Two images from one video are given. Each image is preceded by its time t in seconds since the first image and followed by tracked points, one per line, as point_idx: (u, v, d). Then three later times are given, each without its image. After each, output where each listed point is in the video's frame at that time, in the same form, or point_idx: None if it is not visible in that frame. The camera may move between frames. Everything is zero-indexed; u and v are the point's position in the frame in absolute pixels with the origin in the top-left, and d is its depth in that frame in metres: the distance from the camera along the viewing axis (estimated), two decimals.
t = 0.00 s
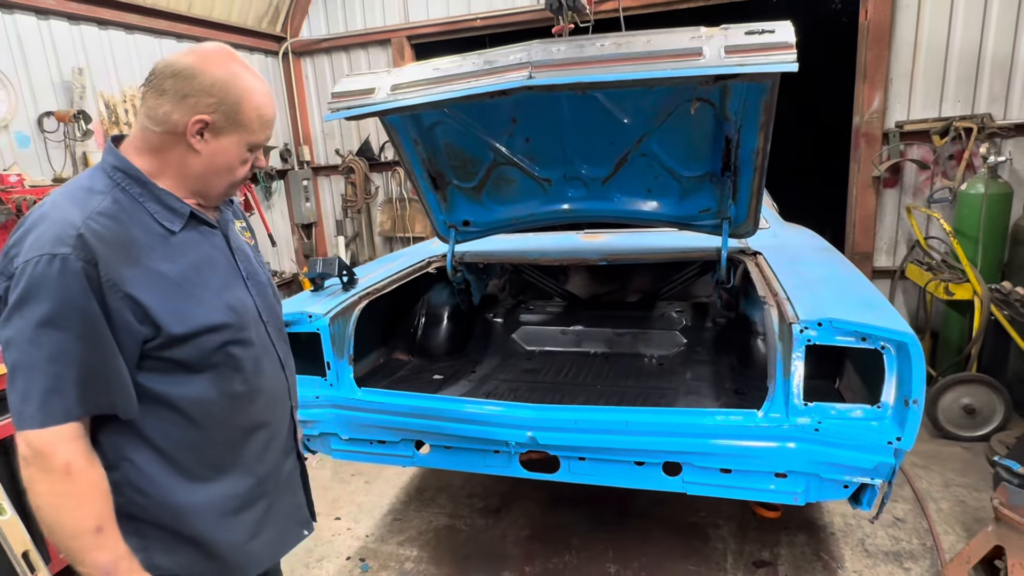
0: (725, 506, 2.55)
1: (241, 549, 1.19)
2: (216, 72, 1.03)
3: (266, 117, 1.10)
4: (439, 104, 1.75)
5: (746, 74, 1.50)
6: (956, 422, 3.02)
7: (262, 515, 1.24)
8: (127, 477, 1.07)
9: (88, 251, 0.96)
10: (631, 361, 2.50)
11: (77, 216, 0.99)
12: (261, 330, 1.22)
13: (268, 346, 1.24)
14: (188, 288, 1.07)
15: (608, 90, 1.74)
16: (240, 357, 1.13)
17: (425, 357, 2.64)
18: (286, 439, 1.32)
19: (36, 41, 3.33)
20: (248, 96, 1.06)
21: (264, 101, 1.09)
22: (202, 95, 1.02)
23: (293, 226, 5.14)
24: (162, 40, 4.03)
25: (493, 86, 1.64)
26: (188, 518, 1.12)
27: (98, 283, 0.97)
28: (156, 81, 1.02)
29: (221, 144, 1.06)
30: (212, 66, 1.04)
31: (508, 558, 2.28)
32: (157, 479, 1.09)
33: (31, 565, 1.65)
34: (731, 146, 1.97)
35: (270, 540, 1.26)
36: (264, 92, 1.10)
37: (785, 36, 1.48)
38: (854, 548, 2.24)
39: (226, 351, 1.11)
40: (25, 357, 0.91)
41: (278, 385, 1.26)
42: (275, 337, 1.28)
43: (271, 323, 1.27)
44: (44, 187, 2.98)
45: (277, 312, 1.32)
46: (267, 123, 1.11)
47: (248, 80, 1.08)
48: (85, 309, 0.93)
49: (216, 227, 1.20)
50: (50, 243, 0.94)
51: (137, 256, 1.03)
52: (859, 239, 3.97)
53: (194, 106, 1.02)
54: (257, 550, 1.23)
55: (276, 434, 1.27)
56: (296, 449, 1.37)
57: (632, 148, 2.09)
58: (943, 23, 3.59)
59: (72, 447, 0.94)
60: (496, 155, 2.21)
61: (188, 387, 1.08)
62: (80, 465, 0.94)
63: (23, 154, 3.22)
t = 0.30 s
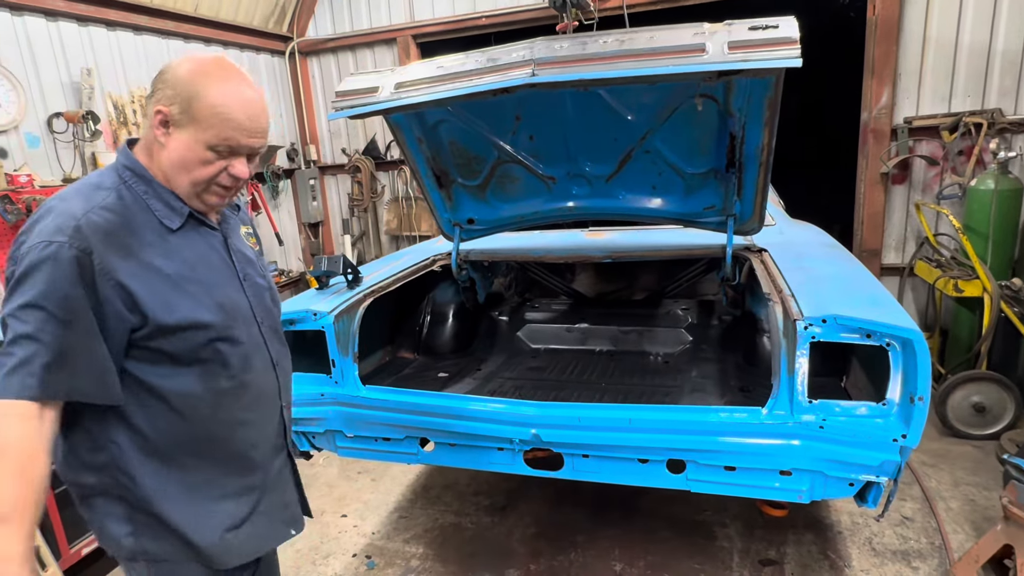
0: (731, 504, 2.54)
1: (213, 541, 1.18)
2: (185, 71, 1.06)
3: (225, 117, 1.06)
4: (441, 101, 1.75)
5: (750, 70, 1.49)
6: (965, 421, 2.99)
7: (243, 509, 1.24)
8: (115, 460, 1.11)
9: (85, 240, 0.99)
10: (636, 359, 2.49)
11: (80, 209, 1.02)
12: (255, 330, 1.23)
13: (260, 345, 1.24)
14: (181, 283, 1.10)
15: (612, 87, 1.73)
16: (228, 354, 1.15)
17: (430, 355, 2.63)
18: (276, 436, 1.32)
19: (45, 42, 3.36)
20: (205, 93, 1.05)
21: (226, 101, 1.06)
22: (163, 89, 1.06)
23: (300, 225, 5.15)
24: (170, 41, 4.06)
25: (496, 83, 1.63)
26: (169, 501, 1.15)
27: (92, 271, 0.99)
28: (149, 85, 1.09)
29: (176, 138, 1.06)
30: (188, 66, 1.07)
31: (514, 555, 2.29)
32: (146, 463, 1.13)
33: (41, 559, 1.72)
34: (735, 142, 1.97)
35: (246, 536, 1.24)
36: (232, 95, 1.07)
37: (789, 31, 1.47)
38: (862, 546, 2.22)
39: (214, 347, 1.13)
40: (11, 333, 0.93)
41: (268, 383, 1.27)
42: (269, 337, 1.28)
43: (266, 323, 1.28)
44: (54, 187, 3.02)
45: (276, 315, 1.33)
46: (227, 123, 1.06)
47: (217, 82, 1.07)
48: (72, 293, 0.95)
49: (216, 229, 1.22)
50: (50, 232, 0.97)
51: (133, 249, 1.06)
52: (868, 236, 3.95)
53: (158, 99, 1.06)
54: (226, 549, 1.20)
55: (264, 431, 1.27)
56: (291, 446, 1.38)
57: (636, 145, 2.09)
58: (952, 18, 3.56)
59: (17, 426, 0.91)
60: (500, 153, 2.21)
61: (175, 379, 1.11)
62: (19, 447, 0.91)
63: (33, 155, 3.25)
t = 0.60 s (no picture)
0: (740, 503, 2.53)
1: (215, 522, 1.21)
2: (202, 82, 1.07)
3: (254, 121, 1.11)
4: (448, 101, 1.75)
5: (757, 67, 1.48)
6: (976, 420, 2.97)
7: (248, 492, 1.26)
8: (125, 452, 1.13)
9: (85, 237, 1.00)
10: (643, 358, 2.49)
11: (81, 206, 1.03)
12: (257, 323, 1.24)
13: (262, 338, 1.24)
14: (181, 278, 1.10)
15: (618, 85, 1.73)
16: (232, 346, 1.16)
17: (437, 354, 2.63)
18: (291, 429, 1.33)
19: (55, 44, 3.39)
20: (232, 102, 1.08)
21: (251, 106, 1.10)
22: (185, 103, 1.06)
23: (308, 225, 5.17)
24: (178, 43, 4.09)
25: (502, 82, 1.64)
26: (173, 491, 1.17)
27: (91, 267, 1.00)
28: (156, 95, 1.08)
29: (207, 150, 1.09)
30: (200, 75, 1.08)
31: (521, 555, 2.29)
32: (153, 453, 1.15)
33: (54, 558, 1.62)
34: (743, 140, 1.96)
35: (247, 515, 1.27)
36: (254, 97, 1.12)
37: (796, 28, 1.46)
38: (871, 546, 2.21)
39: (217, 341, 1.14)
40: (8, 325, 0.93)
41: (272, 377, 1.27)
42: (272, 331, 1.28)
43: (269, 317, 1.28)
44: (65, 189, 3.05)
45: (280, 312, 1.34)
46: (256, 128, 1.12)
47: (236, 87, 1.10)
48: (66, 285, 0.96)
49: (217, 225, 1.22)
50: (51, 230, 0.98)
51: (133, 245, 1.07)
52: (877, 234, 3.92)
53: (179, 114, 1.06)
54: (231, 524, 1.24)
55: (274, 421, 1.27)
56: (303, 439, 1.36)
57: (642, 143, 2.08)
58: (962, 14, 3.53)
59: (12, 411, 0.90)
60: (507, 152, 2.21)
61: (181, 369, 1.13)
62: (15, 430, 0.90)
63: (44, 156, 3.29)
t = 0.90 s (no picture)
0: (744, 502, 2.52)
1: (224, 511, 1.22)
2: (217, 85, 1.07)
3: (266, 122, 1.13)
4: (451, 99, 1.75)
5: (760, 64, 1.48)
6: (982, 418, 2.95)
7: (255, 483, 1.27)
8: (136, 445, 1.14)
9: (100, 241, 1.01)
10: (646, 357, 2.48)
11: (92, 210, 1.04)
12: (262, 319, 1.24)
13: (267, 333, 1.25)
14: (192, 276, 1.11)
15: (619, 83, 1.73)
16: (238, 340, 1.17)
17: (441, 353, 2.63)
18: (295, 421, 1.34)
19: (60, 44, 3.41)
20: (247, 104, 1.09)
21: (263, 107, 1.12)
22: (202, 106, 1.06)
23: (311, 225, 5.18)
24: (182, 43, 4.10)
25: (503, 80, 1.64)
26: (184, 481, 1.18)
27: (108, 271, 1.02)
28: (165, 97, 1.06)
29: (223, 151, 1.10)
30: (213, 77, 1.07)
31: (525, 553, 2.29)
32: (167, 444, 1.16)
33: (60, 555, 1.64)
34: (746, 137, 1.95)
35: (255, 506, 1.27)
36: (264, 98, 1.14)
37: (799, 24, 1.46)
38: (876, 546, 2.20)
39: (223, 334, 1.15)
40: (47, 339, 0.97)
41: (276, 370, 1.28)
42: (275, 327, 1.29)
43: (273, 313, 1.29)
44: (70, 188, 3.07)
45: (284, 307, 1.34)
46: (267, 127, 1.13)
47: (249, 89, 1.11)
48: (95, 293, 0.99)
49: (221, 222, 1.22)
50: (65, 236, 0.99)
51: (146, 246, 1.07)
52: (882, 232, 3.90)
53: (195, 117, 1.06)
54: (239, 514, 1.24)
55: (276, 413, 1.28)
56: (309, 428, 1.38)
57: (645, 141, 2.08)
58: (967, 10, 3.51)
59: (94, 410, 1.00)
60: (510, 150, 2.21)
61: (191, 362, 1.13)
62: (104, 421, 1.01)
63: (49, 156, 3.30)
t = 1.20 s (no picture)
0: (744, 501, 2.52)
1: (228, 506, 1.22)
2: (229, 90, 1.07)
3: (275, 127, 1.14)
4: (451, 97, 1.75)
5: (760, 63, 1.47)
6: (983, 418, 2.95)
7: (257, 478, 1.27)
8: (137, 445, 1.12)
9: (112, 240, 1.02)
10: (647, 356, 2.47)
11: (102, 210, 1.04)
12: (265, 319, 1.25)
13: (269, 334, 1.25)
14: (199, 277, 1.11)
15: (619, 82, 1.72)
16: (245, 339, 1.18)
17: (441, 352, 2.63)
18: (296, 418, 1.34)
19: (60, 44, 3.41)
20: (258, 110, 1.09)
21: (273, 112, 1.12)
22: (213, 111, 1.06)
23: (312, 224, 5.18)
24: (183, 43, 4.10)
25: (503, 79, 1.63)
26: (187, 480, 1.17)
27: (120, 269, 1.02)
28: (177, 101, 1.06)
29: (231, 154, 1.10)
30: (225, 82, 1.07)
31: (525, 552, 2.29)
32: (170, 444, 1.15)
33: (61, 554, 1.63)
34: (746, 136, 1.95)
35: (258, 500, 1.27)
36: (273, 103, 1.14)
37: (800, 22, 1.45)
38: (876, 545, 2.20)
39: (231, 334, 1.15)
40: (56, 333, 0.97)
41: (278, 369, 1.28)
42: (277, 326, 1.29)
43: (274, 313, 1.29)
44: (71, 188, 3.08)
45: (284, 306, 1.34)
46: (275, 133, 1.14)
47: (259, 95, 1.11)
48: (106, 289, 0.99)
49: (225, 223, 1.22)
50: (77, 233, 1.00)
51: (156, 245, 1.08)
52: (883, 231, 3.89)
53: (206, 121, 1.06)
54: (242, 508, 1.24)
55: (278, 411, 1.28)
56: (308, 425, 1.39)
57: (645, 140, 2.08)
58: (969, 8, 3.50)
59: (87, 413, 0.99)
60: (510, 150, 2.21)
61: (202, 361, 1.13)
62: (90, 431, 0.99)
63: (50, 156, 3.31)
